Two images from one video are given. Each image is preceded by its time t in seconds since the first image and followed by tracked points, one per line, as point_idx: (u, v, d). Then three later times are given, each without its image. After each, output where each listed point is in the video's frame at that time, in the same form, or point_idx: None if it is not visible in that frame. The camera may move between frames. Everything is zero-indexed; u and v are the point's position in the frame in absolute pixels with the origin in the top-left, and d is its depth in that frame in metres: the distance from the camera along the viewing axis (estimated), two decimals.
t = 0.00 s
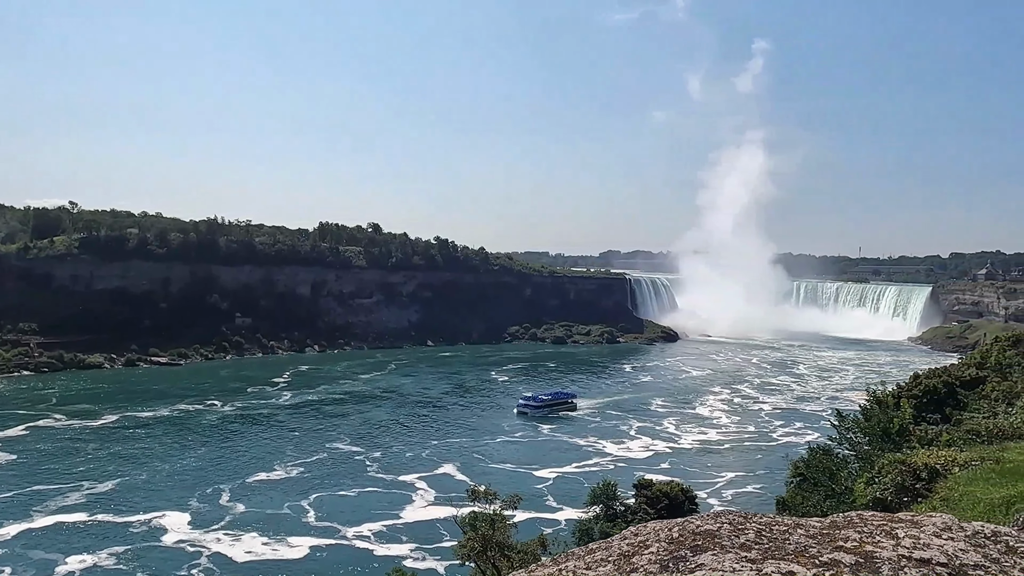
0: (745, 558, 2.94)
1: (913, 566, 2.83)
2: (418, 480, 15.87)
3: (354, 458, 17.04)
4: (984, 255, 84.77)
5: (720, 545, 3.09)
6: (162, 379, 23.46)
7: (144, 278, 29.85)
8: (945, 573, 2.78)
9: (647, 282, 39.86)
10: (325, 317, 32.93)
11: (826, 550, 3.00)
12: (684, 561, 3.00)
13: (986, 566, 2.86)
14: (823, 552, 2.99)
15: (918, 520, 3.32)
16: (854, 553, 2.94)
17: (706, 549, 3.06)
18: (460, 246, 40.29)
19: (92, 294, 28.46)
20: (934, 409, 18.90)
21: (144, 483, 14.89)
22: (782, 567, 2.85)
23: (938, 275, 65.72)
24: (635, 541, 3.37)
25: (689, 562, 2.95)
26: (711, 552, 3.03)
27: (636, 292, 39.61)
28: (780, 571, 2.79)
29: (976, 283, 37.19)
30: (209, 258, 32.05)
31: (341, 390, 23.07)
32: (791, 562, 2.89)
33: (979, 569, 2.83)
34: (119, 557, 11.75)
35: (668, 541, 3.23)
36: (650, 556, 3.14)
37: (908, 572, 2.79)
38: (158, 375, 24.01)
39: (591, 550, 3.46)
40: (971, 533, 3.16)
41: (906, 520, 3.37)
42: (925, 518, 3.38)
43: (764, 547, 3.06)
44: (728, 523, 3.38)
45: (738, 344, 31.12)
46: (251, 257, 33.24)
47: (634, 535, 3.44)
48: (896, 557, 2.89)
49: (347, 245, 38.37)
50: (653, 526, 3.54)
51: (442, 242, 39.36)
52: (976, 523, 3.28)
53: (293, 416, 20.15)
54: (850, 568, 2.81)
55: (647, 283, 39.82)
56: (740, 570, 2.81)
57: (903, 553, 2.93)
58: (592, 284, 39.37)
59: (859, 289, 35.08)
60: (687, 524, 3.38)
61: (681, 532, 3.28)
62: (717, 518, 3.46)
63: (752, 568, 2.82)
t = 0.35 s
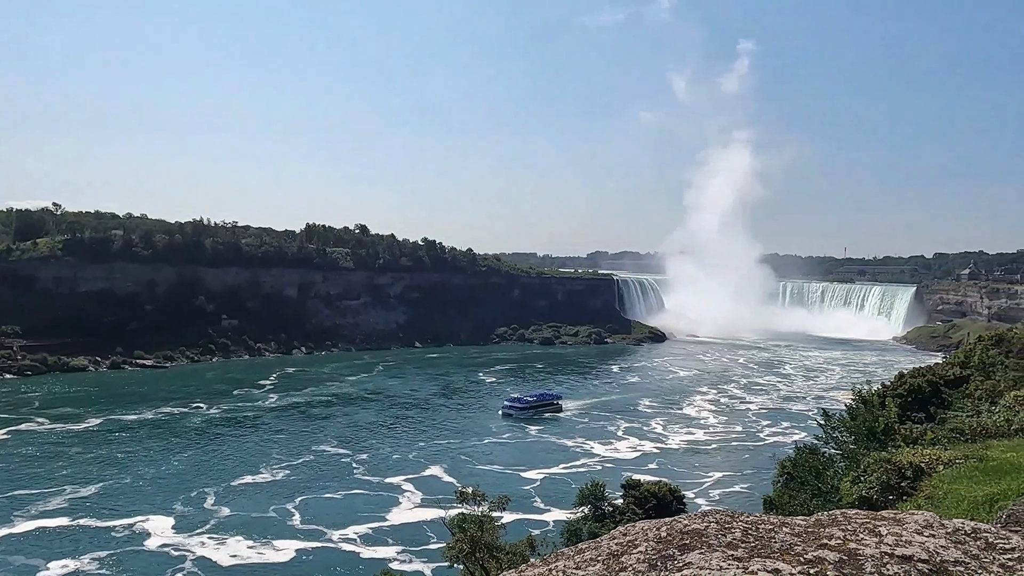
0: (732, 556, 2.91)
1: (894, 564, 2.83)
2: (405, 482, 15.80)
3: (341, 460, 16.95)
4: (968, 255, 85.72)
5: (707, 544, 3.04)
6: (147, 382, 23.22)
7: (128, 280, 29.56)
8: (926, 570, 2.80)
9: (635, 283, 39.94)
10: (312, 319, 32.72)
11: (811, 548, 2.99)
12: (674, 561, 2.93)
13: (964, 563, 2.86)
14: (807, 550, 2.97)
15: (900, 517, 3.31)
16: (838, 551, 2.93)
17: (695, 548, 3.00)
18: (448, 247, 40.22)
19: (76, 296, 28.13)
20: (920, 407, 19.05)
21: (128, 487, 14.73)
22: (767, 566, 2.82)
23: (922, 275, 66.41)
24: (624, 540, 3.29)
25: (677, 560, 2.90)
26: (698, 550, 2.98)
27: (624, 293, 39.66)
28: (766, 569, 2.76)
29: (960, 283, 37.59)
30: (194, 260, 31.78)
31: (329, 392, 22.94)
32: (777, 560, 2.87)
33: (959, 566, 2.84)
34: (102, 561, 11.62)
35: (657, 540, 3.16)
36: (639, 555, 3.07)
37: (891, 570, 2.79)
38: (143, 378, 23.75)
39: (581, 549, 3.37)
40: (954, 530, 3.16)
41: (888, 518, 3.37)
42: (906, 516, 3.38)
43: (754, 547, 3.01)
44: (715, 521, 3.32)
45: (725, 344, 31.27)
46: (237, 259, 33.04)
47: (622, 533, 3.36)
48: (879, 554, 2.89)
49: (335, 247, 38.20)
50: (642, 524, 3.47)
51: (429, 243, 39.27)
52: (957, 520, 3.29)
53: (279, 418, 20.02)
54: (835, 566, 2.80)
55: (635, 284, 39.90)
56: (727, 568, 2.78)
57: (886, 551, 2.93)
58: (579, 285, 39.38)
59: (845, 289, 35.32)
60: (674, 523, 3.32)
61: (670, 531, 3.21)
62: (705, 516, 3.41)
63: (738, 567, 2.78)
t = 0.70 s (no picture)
0: (717, 558, 2.70)
1: (878, 565, 2.62)
2: (391, 484, 15.73)
3: (327, 463, 16.84)
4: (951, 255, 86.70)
5: (691, 544, 2.83)
6: (131, 386, 22.97)
7: (112, 283, 29.27)
8: (910, 571, 2.59)
9: (622, 284, 40.02)
10: (299, 321, 32.51)
11: (796, 548, 2.76)
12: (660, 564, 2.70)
13: (951, 562, 2.66)
14: (793, 551, 2.75)
15: (887, 517, 3.11)
16: (822, 551, 2.72)
17: (680, 550, 2.77)
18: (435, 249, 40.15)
19: (60, 300, 27.80)
20: (904, 406, 19.21)
21: (111, 492, 14.55)
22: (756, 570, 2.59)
23: (906, 275, 67.15)
24: (610, 543, 3.07)
25: (661, 562, 2.68)
26: (683, 552, 2.76)
27: (610, 294, 39.72)
28: (752, 570, 2.57)
29: (943, 282, 38.01)
30: (179, 263, 31.52)
31: (315, 395, 22.81)
32: (761, 561, 2.66)
33: (945, 566, 2.63)
34: (83, 567, 11.47)
35: (643, 542, 2.94)
36: (625, 558, 2.86)
37: (875, 570, 2.58)
38: (126, 381, 23.49)
39: (567, 553, 3.17)
40: (946, 531, 2.95)
41: (873, 517, 3.15)
42: (891, 515, 3.17)
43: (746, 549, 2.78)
44: (701, 523, 3.10)
45: (711, 345, 31.41)
46: (222, 261, 32.81)
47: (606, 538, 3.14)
48: (863, 554, 2.67)
49: (321, 249, 38.01)
50: (629, 526, 3.24)
51: (416, 245, 39.24)
52: (943, 519, 3.08)
53: (265, 421, 19.87)
54: (819, 566, 2.59)
55: (622, 285, 39.98)
56: (713, 570, 2.56)
57: (869, 550, 2.71)
58: (566, 286, 39.40)
59: (830, 289, 35.57)
60: (660, 525, 3.10)
61: (655, 534, 2.98)
62: (692, 518, 3.18)
63: (724, 568, 2.59)
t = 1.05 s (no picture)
0: (704, 561, 2.57)
1: (864, 567, 2.54)
2: (381, 487, 15.66)
3: (316, 466, 16.74)
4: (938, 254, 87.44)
5: (682, 544, 2.72)
6: (118, 389, 22.77)
7: (100, 286, 29.11)
8: (894, 572, 2.51)
9: (612, 284, 40.04)
10: (288, 323, 32.32)
11: (782, 551, 2.67)
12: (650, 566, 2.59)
13: (936, 564, 2.59)
14: (779, 553, 2.66)
15: (871, 518, 3.03)
16: (808, 554, 2.63)
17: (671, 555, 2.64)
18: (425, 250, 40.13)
19: (46, 302, 27.56)
20: (892, 404, 19.33)
21: (97, 496, 14.41)
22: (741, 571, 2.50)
23: (893, 274, 67.69)
24: (598, 547, 2.91)
25: (648, 566, 2.55)
26: (671, 556, 2.63)
27: (600, 294, 39.71)
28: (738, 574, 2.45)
29: (929, 281, 38.32)
30: (168, 265, 31.37)
31: (304, 397, 22.69)
32: (748, 565, 2.55)
33: (929, 569, 2.56)
34: (68, 572, 11.34)
35: (631, 546, 2.79)
36: (612, 561, 2.71)
37: (860, 573, 2.50)
38: (113, 384, 23.27)
39: (553, 556, 3.02)
40: (929, 534, 2.86)
41: (857, 518, 3.08)
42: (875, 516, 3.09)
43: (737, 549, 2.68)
44: (688, 526, 2.97)
45: (701, 344, 31.50)
46: (211, 262, 32.69)
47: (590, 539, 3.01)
48: (848, 556, 2.60)
49: (310, 250, 37.88)
50: (616, 527, 3.10)
51: (406, 246, 39.22)
52: (926, 519, 3.02)
53: (253, 423, 19.74)
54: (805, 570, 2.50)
55: (612, 285, 40.00)
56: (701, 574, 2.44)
57: (855, 552, 2.63)
58: (556, 287, 39.40)
59: (818, 289, 35.74)
60: (647, 527, 2.95)
61: (646, 536, 2.84)
62: (679, 520, 3.05)
63: (711, 572, 2.46)
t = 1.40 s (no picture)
0: (667, 564, 2.58)
1: (817, 567, 2.56)
2: (370, 489, 15.61)
3: (305, 468, 16.67)
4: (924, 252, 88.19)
5: (649, 547, 2.74)
6: (105, 393, 22.57)
7: (87, 289, 28.86)
8: (848, 572, 2.54)
9: (602, 284, 40.04)
10: (277, 325, 32.19)
11: (742, 552, 2.69)
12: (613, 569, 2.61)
13: (888, 564, 2.60)
14: (739, 554, 2.68)
15: (830, 519, 3.07)
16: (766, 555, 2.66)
17: (636, 558, 2.65)
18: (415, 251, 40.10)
19: (33, 306, 27.26)
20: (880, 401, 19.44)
21: (84, 502, 14.28)
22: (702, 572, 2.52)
23: (881, 272, 68.16)
24: (566, 549, 2.93)
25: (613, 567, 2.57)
26: (636, 558, 2.65)
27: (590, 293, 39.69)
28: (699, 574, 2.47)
29: (916, 279, 38.61)
30: (155, 268, 31.15)
31: (293, 399, 22.58)
32: (709, 566, 2.57)
33: (882, 567, 2.58)
34: None
35: (598, 548, 2.81)
36: (579, 565, 2.73)
37: (815, 573, 2.53)
38: (100, 388, 23.05)
39: (523, 559, 3.03)
40: (889, 533, 2.86)
41: (817, 519, 3.11)
42: (834, 517, 3.13)
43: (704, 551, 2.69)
44: (655, 527, 2.99)
45: (691, 344, 31.59)
46: (199, 264, 32.52)
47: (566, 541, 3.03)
48: (804, 557, 2.63)
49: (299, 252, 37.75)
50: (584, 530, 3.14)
51: (396, 247, 39.15)
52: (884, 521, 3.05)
53: (242, 427, 19.62)
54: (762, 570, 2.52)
55: (602, 285, 40.01)
56: None
57: (811, 553, 2.67)
58: (545, 287, 39.40)
59: (806, 288, 35.88)
60: (614, 530, 2.99)
61: (617, 538, 2.86)
62: (647, 522, 3.08)
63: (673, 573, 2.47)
